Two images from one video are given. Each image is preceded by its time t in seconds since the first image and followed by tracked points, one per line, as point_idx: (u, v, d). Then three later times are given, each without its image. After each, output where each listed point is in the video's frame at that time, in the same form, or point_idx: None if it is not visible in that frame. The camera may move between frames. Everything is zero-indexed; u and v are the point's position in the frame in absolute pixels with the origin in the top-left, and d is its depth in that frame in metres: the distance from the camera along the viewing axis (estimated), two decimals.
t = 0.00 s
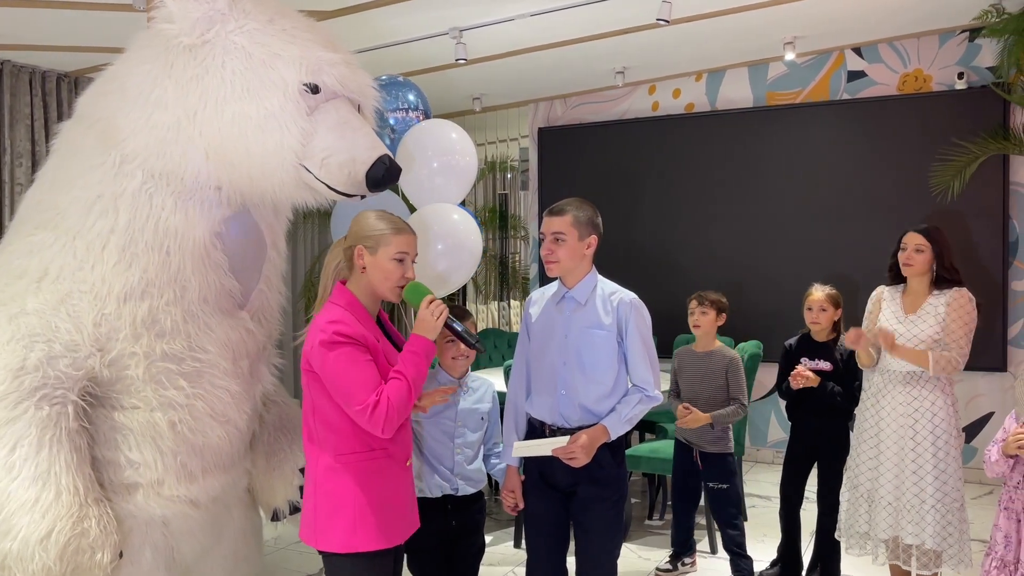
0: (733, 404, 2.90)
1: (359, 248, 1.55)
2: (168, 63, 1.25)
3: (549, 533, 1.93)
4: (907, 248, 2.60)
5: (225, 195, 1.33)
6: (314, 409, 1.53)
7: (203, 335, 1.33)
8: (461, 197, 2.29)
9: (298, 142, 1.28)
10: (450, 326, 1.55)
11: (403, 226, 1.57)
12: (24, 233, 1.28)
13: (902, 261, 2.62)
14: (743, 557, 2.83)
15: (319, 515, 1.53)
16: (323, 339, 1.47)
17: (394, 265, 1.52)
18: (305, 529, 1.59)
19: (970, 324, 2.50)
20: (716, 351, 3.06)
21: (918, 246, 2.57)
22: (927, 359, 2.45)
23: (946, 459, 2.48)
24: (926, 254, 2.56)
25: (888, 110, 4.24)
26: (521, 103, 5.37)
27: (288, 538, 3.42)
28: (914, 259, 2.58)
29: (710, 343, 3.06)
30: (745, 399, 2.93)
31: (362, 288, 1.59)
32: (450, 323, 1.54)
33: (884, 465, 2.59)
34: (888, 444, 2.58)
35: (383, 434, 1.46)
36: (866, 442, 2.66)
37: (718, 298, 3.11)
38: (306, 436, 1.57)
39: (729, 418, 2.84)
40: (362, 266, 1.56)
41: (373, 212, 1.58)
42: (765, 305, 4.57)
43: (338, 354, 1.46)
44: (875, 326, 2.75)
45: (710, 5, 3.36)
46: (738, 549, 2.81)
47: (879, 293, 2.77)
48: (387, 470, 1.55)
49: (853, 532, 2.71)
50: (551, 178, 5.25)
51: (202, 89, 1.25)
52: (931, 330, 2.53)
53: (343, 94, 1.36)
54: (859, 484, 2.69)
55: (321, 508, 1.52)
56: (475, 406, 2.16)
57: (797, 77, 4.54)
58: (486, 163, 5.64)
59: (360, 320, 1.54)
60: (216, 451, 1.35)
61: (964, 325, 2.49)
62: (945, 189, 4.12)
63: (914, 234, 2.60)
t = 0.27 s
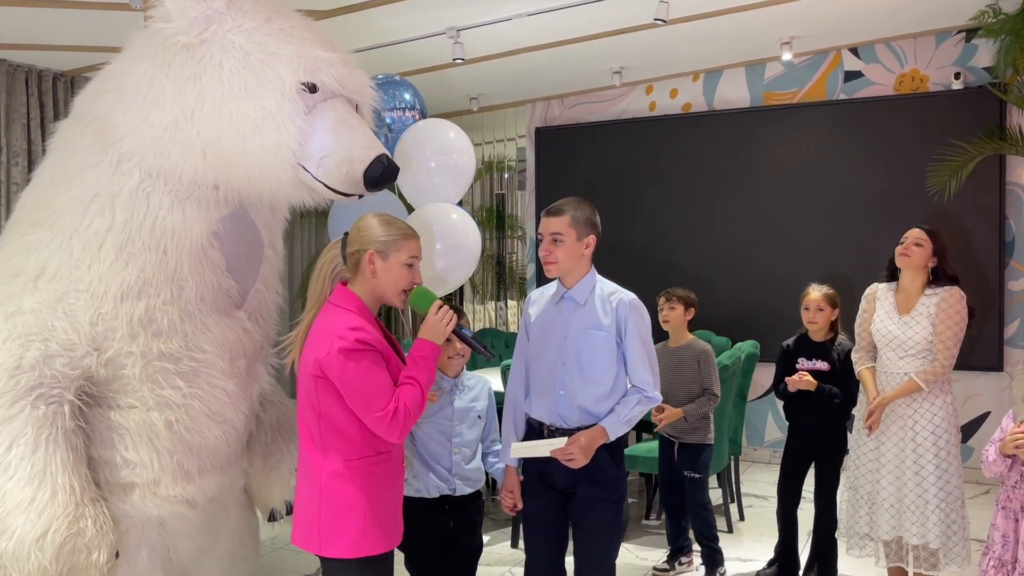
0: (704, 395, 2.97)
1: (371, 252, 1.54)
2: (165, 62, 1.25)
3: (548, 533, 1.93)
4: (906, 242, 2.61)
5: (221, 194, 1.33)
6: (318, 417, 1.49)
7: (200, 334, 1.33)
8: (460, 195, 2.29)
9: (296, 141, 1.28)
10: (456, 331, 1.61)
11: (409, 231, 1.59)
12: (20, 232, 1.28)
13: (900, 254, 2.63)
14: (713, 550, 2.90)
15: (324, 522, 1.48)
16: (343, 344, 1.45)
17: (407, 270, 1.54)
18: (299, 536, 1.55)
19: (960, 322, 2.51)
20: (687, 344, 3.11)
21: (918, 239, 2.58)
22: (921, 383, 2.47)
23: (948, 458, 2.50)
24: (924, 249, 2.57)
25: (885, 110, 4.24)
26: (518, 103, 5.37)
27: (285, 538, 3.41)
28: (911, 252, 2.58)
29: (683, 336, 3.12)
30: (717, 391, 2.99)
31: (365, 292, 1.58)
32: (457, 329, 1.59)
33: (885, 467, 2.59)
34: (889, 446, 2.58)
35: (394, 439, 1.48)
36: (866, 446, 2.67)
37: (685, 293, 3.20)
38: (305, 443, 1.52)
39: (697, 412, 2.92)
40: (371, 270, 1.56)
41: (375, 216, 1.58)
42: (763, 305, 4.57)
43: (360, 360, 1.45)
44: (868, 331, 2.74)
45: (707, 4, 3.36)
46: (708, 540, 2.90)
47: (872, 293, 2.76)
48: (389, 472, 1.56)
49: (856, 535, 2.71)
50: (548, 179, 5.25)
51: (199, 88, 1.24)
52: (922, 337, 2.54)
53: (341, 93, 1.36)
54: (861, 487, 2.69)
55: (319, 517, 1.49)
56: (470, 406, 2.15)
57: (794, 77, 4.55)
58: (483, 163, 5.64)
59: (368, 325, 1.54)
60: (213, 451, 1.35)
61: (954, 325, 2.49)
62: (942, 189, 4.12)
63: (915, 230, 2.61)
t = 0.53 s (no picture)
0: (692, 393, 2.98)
1: (360, 248, 1.57)
2: (163, 62, 1.25)
3: (546, 534, 1.93)
4: (896, 242, 2.61)
5: (220, 194, 1.33)
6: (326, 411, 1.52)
7: (198, 335, 1.33)
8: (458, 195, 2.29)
9: (294, 141, 1.28)
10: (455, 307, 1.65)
11: (392, 220, 1.61)
12: (17, 232, 1.28)
13: (892, 254, 2.63)
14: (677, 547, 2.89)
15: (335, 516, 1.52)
16: (351, 337, 1.48)
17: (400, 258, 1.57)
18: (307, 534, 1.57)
19: (955, 321, 2.51)
20: (672, 343, 3.13)
21: (908, 239, 2.58)
22: (918, 386, 2.48)
23: (946, 457, 2.49)
24: (915, 248, 2.57)
25: (882, 110, 4.25)
26: (515, 103, 5.37)
27: (282, 539, 3.41)
28: (903, 252, 2.59)
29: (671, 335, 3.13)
30: (704, 389, 3.00)
31: (360, 286, 1.60)
32: (457, 307, 1.63)
33: (884, 468, 2.60)
34: (888, 446, 2.59)
35: (410, 421, 1.53)
36: (865, 446, 2.68)
37: (669, 293, 3.25)
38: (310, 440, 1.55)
39: (684, 411, 2.93)
40: (363, 264, 1.57)
41: (357, 211, 1.59)
42: (760, 305, 4.58)
43: (370, 350, 1.49)
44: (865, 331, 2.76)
45: (705, 5, 3.37)
46: (672, 534, 2.88)
47: (867, 293, 2.76)
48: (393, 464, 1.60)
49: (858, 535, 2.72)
50: (545, 178, 5.25)
51: (197, 88, 1.24)
52: (916, 336, 2.55)
53: (339, 93, 1.36)
54: (861, 488, 2.70)
55: (337, 511, 1.51)
56: (468, 405, 2.16)
57: (791, 77, 4.55)
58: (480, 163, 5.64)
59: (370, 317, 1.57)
60: (212, 451, 1.35)
61: (948, 324, 2.49)
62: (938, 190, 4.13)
63: (905, 229, 2.61)
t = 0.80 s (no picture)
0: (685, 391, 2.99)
1: (336, 247, 1.54)
2: (162, 62, 1.25)
3: (543, 535, 1.94)
4: (889, 244, 2.61)
5: (218, 194, 1.33)
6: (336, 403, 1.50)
7: (197, 334, 1.33)
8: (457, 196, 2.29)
9: (293, 141, 1.28)
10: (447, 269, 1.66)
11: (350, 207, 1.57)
12: (15, 232, 1.28)
13: (885, 256, 2.63)
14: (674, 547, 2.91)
15: (354, 508, 1.48)
16: (357, 325, 1.48)
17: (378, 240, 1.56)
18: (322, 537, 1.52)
19: (950, 317, 2.52)
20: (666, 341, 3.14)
21: (901, 240, 2.58)
22: (905, 386, 2.49)
23: (938, 458, 2.49)
24: (908, 249, 2.57)
25: (879, 111, 4.26)
26: (513, 103, 5.37)
27: (280, 539, 3.41)
28: (896, 254, 2.59)
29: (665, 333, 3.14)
30: (696, 387, 3.01)
31: (349, 279, 1.59)
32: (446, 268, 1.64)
33: (876, 468, 2.60)
34: (880, 447, 2.59)
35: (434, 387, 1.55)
36: (857, 447, 2.68)
37: (662, 292, 3.27)
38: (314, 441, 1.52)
39: (678, 410, 2.93)
40: (345, 261, 1.56)
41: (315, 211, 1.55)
42: (758, 306, 4.58)
43: (380, 332, 1.49)
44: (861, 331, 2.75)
45: (703, 5, 3.37)
46: (670, 534, 2.91)
47: (865, 295, 2.76)
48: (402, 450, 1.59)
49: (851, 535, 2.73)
50: (543, 179, 5.25)
51: (197, 88, 1.24)
52: (912, 335, 2.55)
53: (338, 93, 1.36)
54: (854, 488, 2.70)
55: (360, 500, 1.48)
56: (465, 404, 2.21)
57: (789, 78, 4.56)
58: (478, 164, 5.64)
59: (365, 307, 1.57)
60: (210, 451, 1.35)
61: (943, 324, 2.50)
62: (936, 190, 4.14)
63: (897, 230, 2.61)
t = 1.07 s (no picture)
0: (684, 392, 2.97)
1: (332, 247, 1.53)
2: (159, 63, 1.25)
3: (538, 536, 1.94)
4: (882, 247, 2.60)
5: (216, 194, 1.33)
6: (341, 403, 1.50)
7: (193, 335, 1.33)
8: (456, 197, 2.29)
9: (290, 142, 1.28)
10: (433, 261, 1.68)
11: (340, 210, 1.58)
12: (12, 233, 1.28)
13: (878, 259, 2.62)
14: (699, 547, 2.89)
15: (352, 508, 1.49)
16: (361, 327, 1.47)
17: (372, 239, 1.56)
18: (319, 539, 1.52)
19: (942, 324, 2.51)
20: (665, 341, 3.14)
21: (893, 242, 2.57)
22: (895, 388, 2.49)
23: (926, 460, 2.50)
24: (901, 251, 2.56)
25: (876, 112, 4.27)
26: (510, 104, 5.38)
27: (277, 539, 3.41)
28: (889, 257, 2.57)
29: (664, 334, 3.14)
30: (694, 386, 3.01)
31: (347, 280, 1.57)
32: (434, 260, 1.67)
33: (863, 470, 2.60)
34: (867, 449, 2.59)
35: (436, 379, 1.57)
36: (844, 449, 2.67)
37: (661, 292, 3.28)
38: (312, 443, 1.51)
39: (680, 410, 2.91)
40: (342, 261, 1.54)
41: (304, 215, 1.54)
42: (755, 306, 4.59)
43: (383, 333, 1.49)
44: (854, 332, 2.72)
45: (700, 6, 3.37)
46: (691, 535, 2.90)
47: (858, 296, 2.75)
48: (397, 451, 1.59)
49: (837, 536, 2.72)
50: (540, 179, 5.26)
51: (194, 88, 1.25)
52: (904, 338, 2.54)
53: (336, 94, 1.36)
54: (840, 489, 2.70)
55: (360, 501, 1.49)
56: (459, 404, 2.14)
57: (786, 79, 4.57)
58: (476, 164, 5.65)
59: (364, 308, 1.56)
60: (207, 452, 1.35)
61: (935, 326, 2.50)
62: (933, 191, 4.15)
63: (889, 233, 2.60)
